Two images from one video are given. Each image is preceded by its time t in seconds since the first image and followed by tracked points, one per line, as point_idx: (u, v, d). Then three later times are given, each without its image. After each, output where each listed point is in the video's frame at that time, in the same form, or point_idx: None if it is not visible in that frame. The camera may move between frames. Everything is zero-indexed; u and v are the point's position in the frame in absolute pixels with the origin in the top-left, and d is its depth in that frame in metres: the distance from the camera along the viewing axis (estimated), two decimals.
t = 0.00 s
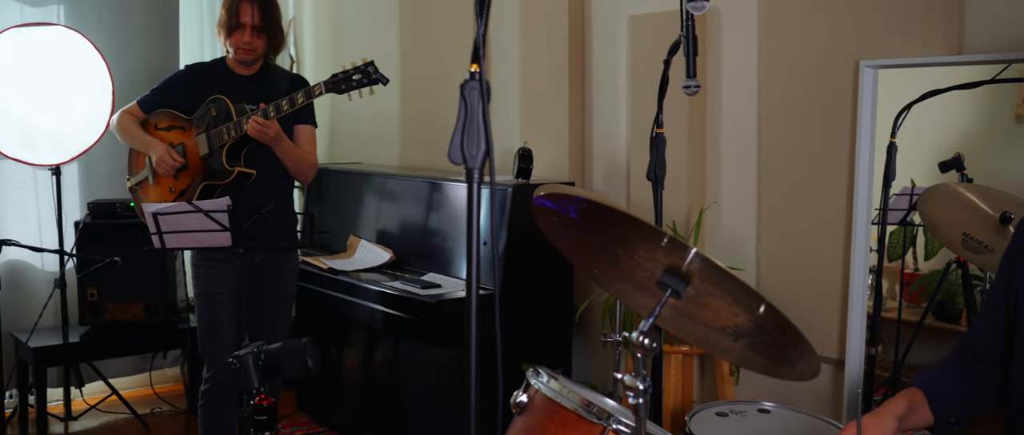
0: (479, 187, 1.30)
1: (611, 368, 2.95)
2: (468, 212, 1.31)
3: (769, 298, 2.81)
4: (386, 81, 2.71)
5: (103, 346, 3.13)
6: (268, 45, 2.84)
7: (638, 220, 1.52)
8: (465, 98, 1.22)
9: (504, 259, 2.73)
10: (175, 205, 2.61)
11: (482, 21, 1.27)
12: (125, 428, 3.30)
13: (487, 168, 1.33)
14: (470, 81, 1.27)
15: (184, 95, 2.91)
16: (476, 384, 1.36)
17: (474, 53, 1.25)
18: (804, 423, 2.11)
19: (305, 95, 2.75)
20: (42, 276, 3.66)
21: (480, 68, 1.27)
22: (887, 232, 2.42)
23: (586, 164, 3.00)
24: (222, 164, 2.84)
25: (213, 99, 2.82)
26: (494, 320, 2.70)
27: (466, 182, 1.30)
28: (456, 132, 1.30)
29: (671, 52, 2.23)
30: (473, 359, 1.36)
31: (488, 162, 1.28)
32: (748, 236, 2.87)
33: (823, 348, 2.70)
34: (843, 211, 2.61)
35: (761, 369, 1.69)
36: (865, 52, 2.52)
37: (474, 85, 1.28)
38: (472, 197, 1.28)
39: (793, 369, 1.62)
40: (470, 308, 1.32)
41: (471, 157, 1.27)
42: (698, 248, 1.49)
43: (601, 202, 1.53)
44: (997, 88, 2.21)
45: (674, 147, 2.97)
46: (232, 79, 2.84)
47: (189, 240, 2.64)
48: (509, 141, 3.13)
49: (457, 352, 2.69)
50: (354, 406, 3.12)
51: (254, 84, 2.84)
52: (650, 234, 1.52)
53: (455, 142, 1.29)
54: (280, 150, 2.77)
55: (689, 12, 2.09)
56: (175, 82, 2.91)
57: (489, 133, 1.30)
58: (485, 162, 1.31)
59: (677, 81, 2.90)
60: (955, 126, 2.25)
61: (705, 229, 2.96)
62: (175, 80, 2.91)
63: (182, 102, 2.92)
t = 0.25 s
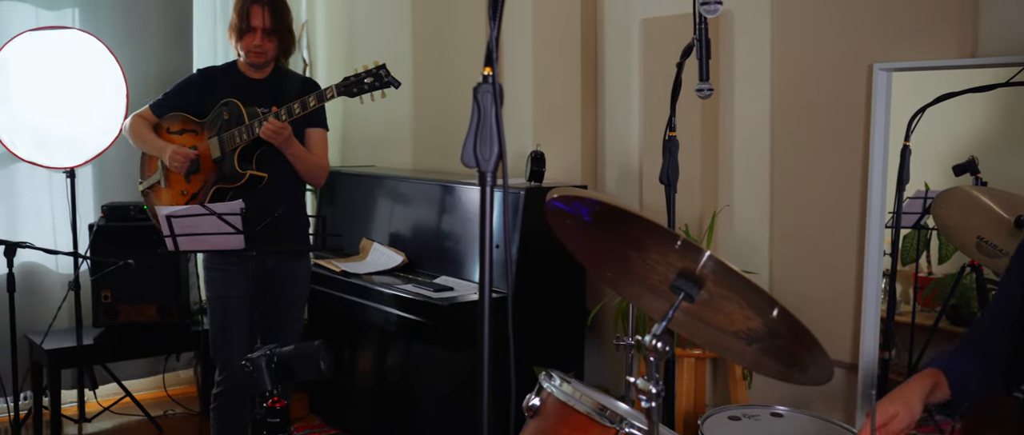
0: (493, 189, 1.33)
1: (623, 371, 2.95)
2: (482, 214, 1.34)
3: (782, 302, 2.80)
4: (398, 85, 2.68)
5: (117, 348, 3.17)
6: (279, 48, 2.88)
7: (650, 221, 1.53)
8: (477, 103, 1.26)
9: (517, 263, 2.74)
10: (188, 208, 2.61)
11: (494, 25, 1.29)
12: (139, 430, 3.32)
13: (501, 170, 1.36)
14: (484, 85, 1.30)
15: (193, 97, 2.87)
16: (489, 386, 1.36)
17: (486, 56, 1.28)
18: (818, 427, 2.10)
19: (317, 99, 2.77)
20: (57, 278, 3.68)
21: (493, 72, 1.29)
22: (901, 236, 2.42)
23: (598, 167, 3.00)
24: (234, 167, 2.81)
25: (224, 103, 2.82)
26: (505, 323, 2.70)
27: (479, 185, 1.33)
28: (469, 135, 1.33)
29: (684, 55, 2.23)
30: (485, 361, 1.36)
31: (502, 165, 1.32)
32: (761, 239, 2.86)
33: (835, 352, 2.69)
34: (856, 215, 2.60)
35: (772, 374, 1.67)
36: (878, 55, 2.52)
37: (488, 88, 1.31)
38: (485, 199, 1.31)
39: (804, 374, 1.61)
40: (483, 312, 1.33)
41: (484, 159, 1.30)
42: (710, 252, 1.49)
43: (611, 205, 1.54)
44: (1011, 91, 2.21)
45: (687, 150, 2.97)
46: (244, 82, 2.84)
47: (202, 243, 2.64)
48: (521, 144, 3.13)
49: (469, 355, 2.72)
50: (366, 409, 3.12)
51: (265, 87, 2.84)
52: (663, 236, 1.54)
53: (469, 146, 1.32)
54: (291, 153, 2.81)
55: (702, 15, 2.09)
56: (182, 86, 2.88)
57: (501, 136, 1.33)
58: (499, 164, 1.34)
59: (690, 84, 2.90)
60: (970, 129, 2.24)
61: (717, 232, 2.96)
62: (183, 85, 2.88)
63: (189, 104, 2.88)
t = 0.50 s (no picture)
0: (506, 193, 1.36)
1: (635, 375, 2.94)
2: (495, 217, 1.37)
3: (795, 306, 2.79)
4: (410, 91, 2.66)
5: (129, 351, 3.17)
6: (288, 50, 2.88)
7: (662, 225, 1.52)
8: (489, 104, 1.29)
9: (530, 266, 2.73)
10: (201, 210, 2.60)
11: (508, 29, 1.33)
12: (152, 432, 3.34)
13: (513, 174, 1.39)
14: (497, 88, 1.33)
15: (206, 102, 2.91)
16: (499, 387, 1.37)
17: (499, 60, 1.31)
18: (833, 431, 2.09)
19: (327, 105, 2.75)
20: (71, 281, 3.69)
21: (506, 75, 1.32)
22: (915, 240, 2.40)
23: (610, 170, 2.99)
24: (244, 173, 2.81)
25: (235, 107, 2.81)
26: (517, 326, 2.70)
27: (492, 188, 1.36)
28: (482, 138, 1.36)
29: (697, 58, 2.23)
30: (499, 361, 1.40)
31: (514, 169, 1.34)
32: (773, 243, 2.85)
33: (848, 357, 2.68)
34: (870, 218, 2.59)
35: (787, 378, 1.67)
36: (892, 58, 2.51)
37: (501, 92, 1.34)
38: (498, 201, 1.34)
39: (818, 378, 1.60)
40: (498, 314, 1.34)
41: (497, 162, 1.33)
42: (724, 255, 1.49)
43: (623, 210, 1.54)
44: None
45: (700, 154, 2.96)
46: (255, 85, 2.85)
47: (215, 245, 2.65)
48: (533, 147, 3.13)
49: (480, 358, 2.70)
50: (379, 412, 3.13)
51: (273, 90, 2.84)
52: (676, 240, 1.52)
53: (482, 149, 1.35)
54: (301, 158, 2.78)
55: (716, 19, 2.08)
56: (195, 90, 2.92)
57: (514, 139, 1.36)
58: (512, 168, 1.36)
59: (703, 87, 2.90)
60: (984, 132, 2.23)
61: (730, 236, 2.95)
62: (197, 88, 2.92)
63: (201, 108, 2.91)
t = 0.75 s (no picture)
0: (517, 198, 1.38)
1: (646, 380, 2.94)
2: (506, 223, 1.39)
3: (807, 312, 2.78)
4: (420, 103, 2.68)
5: (141, 355, 3.15)
6: (293, 57, 2.84)
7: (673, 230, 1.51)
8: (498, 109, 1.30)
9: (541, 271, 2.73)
10: (212, 215, 2.62)
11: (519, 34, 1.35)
12: None
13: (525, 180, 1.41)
14: (508, 93, 1.35)
15: (211, 108, 2.87)
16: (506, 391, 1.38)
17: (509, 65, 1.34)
18: None
19: (336, 117, 2.74)
20: (83, 285, 3.71)
21: (516, 80, 1.35)
22: (926, 245, 2.40)
23: (621, 175, 2.99)
24: (251, 183, 2.83)
25: (241, 116, 2.80)
26: (528, 332, 2.69)
27: (504, 193, 1.38)
28: (494, 144, 1.39)
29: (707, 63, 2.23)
30: (510, 366, 1.43)
31: (525, 174, 1.36)
32: (784, 249, 2.84)
33: (859, 362, 2.67)
34: (882, 224, 2.58)
35: (797, 384, 1.67)
36: (904, 64, 2.50)
37: (513, 97, 1.37)
38: (509, 206, 1.37)
39: (830, 384, 1.58)
40: (506, 316, 1.36)
41: (508, 167, 1.36)
42: (734, 261, 1.47)
43: (634, 216, 1.53)
44: None
45: (710, 159, 2.96)
46: (260, 91, 2.80)
47: (226, 250, 2.66)
48: (543, 152, 3.13)
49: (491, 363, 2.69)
50: (389, 416, 3.13)
51: (279, 97, 2.80)
52: (686, 245, 1.51)
53: (493, 155, 1.38)
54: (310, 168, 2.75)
55: (728, 24, 2.08)
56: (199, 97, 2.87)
57: (525, 145, 1.38)
58: (523, 174, 1.38)
59: (714, 92, 2.89)
60: (995, 137, 2.21)
61: (741, 241, 2.94)
62: (200, 94, 2.87)
63: (206, 115, 2.89)
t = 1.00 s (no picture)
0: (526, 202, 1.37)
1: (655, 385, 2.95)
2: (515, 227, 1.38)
3: (816, 316, 2.78)
4: (429, 113, 2.62)
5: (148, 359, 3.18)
6: (293, 60, 2.75)
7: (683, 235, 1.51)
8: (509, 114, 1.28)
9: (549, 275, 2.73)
10: (222, 219, 2.62)
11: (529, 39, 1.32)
12: None
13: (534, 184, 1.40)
14: (518, 97, 1.34)
15: (210, 112, 2.80)
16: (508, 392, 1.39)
17: (520, 70, 1.31)
18: None
19: (342, 126, 2.68)
20: (92, 289, 3.72)
21: (527, 84, 1.33)
22: (936, 250, 2.40)
23: (630, 179, 2.99)
24: (253, 190, 2.79)
25: (242, 122, 2.73)
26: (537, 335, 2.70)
27: (513, 197, 1.37)
28: (503, 148, 1.37)
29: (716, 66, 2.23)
30: (519, 372, 1.40)
31: (535, 178, 1.35)
32: (794, 253, 2.84)
33: (869, 367, 2.66)
34: (892, 228, 2.57)
35: (808, 388, 1.65)
36: (914, 67, 2.50)
37: (521, 101, 1.35)
38: (518, 211, 1.35)
39: (839, 390, 1.56)
40: (516, 322, 1.35)
41: (518, 172, 1.34)
42: (743, 265, 1.47)
43: (644, 219, 1.54)
44: None
45: (720, 163, 2.95)
46: (260, 93, 2.73)
47: (234, 254, 2.65)
48: (552, 156, 3.13)
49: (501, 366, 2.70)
50: (398, 420, 3.13)
51: (279, 98, 2.74)
52: (696, 249, 1.51)
53: (502, 159, 1.36)
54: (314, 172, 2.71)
55: (737, 28, 2.07)
56: (198, 99, 2.80)
57: (535, 149, 1.37)
58: (533, 177, 1.37)
59: (723, 96, 2.89)
60: (1005, 141, 2.20)
61: (750, 246, 2.93)
62: (198, 96, 2.80)
63: (205, 119, 2.82)
